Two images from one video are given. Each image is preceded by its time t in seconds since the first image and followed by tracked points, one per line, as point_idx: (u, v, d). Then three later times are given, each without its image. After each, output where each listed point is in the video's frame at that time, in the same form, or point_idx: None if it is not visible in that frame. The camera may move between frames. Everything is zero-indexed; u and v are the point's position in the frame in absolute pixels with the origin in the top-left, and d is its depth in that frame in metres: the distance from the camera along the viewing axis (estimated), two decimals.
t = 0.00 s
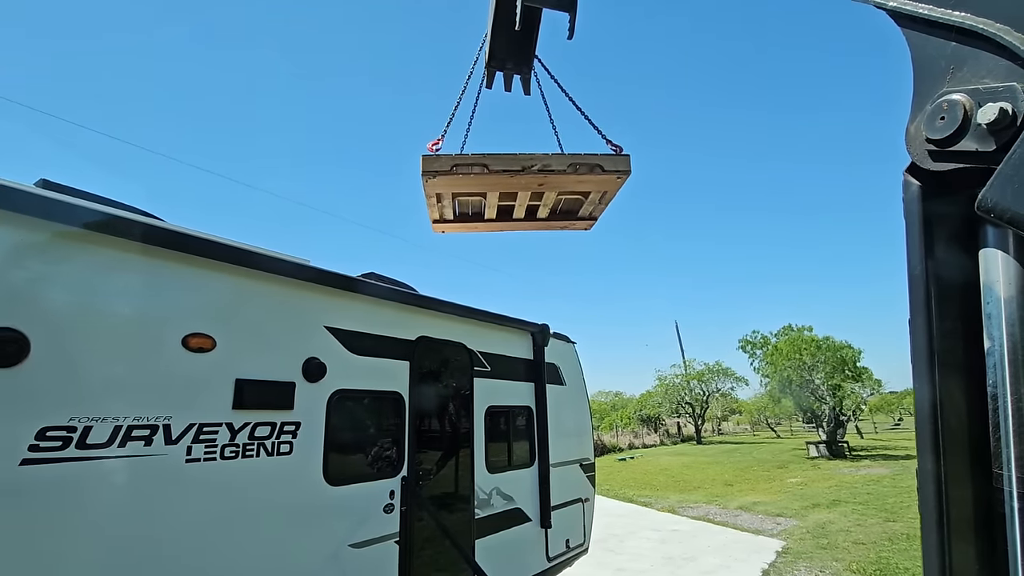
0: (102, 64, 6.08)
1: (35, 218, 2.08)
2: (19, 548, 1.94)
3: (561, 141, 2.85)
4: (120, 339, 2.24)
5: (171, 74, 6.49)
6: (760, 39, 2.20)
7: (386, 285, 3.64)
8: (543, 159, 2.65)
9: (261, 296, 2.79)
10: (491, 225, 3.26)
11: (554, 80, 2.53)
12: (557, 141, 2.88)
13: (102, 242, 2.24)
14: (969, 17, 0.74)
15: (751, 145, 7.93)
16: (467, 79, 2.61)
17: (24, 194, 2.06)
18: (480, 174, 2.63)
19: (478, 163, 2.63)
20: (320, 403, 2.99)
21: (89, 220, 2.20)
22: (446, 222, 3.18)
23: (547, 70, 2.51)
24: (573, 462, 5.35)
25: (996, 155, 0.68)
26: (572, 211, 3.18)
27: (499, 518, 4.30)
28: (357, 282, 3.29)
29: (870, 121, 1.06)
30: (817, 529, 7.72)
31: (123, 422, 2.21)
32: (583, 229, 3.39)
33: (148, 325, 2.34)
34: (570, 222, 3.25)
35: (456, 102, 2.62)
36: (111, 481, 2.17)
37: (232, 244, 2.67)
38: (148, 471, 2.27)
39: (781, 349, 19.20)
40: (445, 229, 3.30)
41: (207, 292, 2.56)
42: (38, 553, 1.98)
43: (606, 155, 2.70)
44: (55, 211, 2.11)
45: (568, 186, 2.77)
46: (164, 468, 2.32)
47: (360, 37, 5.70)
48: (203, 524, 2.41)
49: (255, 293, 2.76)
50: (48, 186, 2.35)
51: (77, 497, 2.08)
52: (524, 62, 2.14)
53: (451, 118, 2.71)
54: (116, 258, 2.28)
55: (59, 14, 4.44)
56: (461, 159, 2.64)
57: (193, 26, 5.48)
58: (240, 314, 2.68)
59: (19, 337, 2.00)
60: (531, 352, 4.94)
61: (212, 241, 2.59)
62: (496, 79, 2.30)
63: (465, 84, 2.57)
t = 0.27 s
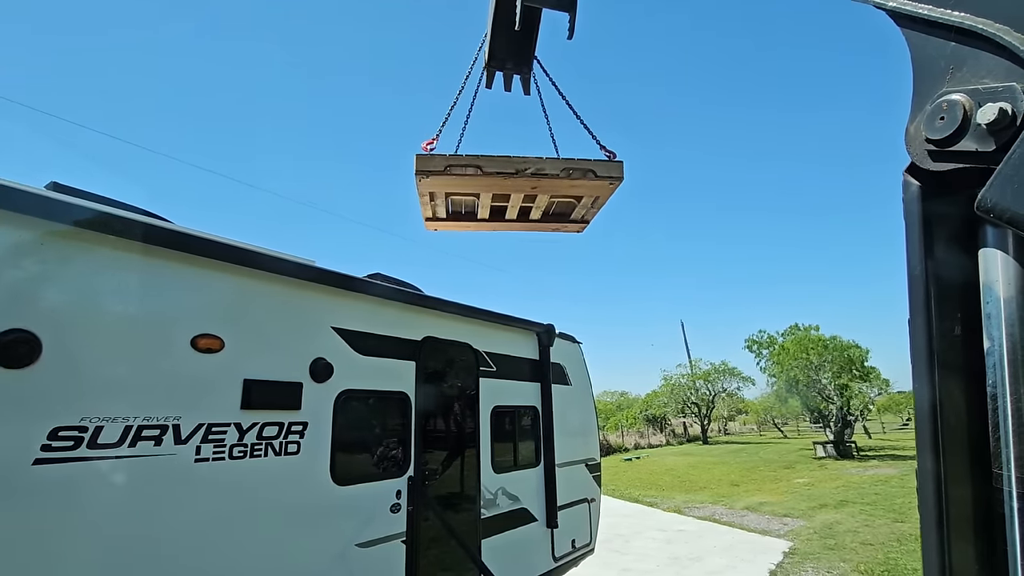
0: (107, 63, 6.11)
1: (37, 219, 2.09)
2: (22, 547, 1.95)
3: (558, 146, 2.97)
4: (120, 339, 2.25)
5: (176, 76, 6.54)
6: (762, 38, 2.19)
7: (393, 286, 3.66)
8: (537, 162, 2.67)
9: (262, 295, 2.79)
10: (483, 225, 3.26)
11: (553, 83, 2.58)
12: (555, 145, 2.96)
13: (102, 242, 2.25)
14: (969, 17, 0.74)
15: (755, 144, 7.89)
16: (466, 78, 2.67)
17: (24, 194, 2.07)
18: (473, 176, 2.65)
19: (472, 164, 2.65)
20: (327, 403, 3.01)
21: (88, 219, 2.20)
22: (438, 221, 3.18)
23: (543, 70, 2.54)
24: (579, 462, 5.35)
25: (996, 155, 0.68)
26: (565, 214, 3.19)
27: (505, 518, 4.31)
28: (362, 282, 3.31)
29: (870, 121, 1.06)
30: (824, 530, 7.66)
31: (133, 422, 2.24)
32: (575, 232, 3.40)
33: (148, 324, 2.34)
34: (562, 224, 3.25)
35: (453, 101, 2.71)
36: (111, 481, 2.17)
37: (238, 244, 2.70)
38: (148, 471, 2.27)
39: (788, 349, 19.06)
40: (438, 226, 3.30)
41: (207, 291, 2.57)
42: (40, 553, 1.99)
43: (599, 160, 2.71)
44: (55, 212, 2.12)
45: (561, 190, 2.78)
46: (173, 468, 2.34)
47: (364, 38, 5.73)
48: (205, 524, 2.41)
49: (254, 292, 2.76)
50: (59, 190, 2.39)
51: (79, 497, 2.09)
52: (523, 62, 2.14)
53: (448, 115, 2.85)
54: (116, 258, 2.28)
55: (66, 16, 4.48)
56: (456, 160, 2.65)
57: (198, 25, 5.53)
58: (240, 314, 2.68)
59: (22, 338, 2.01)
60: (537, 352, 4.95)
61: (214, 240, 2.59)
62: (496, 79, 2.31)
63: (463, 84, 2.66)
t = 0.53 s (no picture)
0: (112, 62, 6.16)
1: (37, 219, 2.09)
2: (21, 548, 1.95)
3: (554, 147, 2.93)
4: (119, 340, 2.24)
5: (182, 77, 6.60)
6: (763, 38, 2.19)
7: (399, 286, 3.68)
8: (531, 162, 2.68)
9: (262, 296, 2.77)
10: (476, 224, 3.27)
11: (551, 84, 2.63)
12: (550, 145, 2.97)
13: (101, 243, 2.24)
14: (969, 17, 0.74)
15: (760, 143, 7.86)
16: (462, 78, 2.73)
17: (23, 194, 2.06)
18: (466, 174, 2.65)
19: (465, 163, 2.65)
20: (334, 403, 3.04)
21: (88, 219, 2.20)
22: (431, 218, 3.19)
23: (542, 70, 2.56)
24: (585, 462, 5.35)
25: (995, 155, 0.68)
26: (558, 216, 3.21)
27: (511, 518, 4.32)
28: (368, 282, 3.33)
29: (871, 120, 1.06)
30: (832, 531, 7.61)
31: (143, 423, 2.27)
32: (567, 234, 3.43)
33: (147, 325, 2.33)
34: (555, 225, 3.28)
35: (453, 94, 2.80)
36: (110, 482, 2.17)
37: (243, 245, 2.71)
38: (146, 471, 2.27)
39: (795, 349, 18.94)
40: (430, 224, 3.31)
41: (206, 291, 2.55)
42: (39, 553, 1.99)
43: (592, 162, 2.74)
44: (55, 212, 2.12)
45: (554, 191, 2.80)
46: (181, 468, 2.37)
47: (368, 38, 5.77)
48: (212, 523, 2.44)
49: (254, 292, 2.74)
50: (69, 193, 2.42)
51: (79, 498, 2.09)
52: (522, 62, 2.15)
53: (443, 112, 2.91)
54: (115, 258, 2.27)
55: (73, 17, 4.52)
56: (449, 158, 2.64)
57: (202, 26, 5.57)
58: (240, 315, 2.66)
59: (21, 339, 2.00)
60: (542, 352, 4.95)
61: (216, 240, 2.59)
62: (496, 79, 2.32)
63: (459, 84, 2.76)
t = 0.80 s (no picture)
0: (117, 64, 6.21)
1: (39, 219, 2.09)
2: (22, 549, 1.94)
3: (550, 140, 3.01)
4: (119, 340, 2.23)
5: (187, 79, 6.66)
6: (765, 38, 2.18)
7: (406, 287, 3.70)
8: (527, 159, 2.69)
9: (261, 296, 2.77)
10: (472, 223, 3.29)
11: (551, 84, 2.66)
12: (545, 139, 3.00)
13: (101, 243, 2.24)
14: (967, 18, 0.74)
15: (764, 142, 7.83)
16: (462, 73, 2.75)
17: (23, 193, 2.06)
18: (462, 169, 2.65)
19: (462, 158, 2.65)
20: (341, 404, 3.06)
21: (89, 220, 2.20)
22: (427, 216, 3.21)
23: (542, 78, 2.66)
24: (592, 462, 5.35)
25: (994, 155, 0.68)
26: (555, 216, 3.25)
27: (518, 518, 4.33)
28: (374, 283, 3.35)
29: (872, 119, 1.06)
30: (840, 531, 7.54)
31: (154, 422, 2.30)
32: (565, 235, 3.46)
33: (147, 326, 2.32)
34: (553, 226, 3.31)
35: (453, 87, 2.84)
36: (110, 483, 2.16)
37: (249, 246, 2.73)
38: (146, 471, 2.26)
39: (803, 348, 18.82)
40: (427, 223, 3.33)
41: (205, 291, 2.54)
42: (41, 555, 1.98)
43: (590, 160, 2.74)
44: (55, 212, 2.12)
45: (551, 189, 2.81)
46: (192, 468, 2.39)
47: (371, 39, 5.79)
48: (222, 523, 2.46)
49: (251, 292, 2.73)
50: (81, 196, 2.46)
51: (80, 498, 2.08)
52: (522, 61, 2.16)
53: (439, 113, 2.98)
54: (115, 258, 2.27)
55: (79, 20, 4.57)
56: (445, 153, 2.63)
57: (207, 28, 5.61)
58: (239, 315, 2.66)
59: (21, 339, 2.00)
60: (548, 352, 4.96)
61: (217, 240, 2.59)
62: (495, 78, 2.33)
63: (459, 79, 2.79)
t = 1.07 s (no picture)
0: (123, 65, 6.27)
1: (40, 220, 2.11)
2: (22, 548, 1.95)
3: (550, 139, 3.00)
4: (119, 340, 2.24)
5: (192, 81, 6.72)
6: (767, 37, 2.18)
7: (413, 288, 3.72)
8: (530, 154, 2.69)
9: (262, 295, 2.77)
10: (473, 224, 3.32)
11: (552, 83, 2.66)
12: (545, 136, 2.99)
13: (101, 243, 2.26)
14: (967, 18, 0.74)
15: (769, 141, 7.79)
16: (463, 71, 2.76)
17: (24, 193, 2.08)
18: (465, 165, 2.66)
19: (465, 154, 2.66)
20: (348, 404, 3.09)
21: (89, 219, 2.22)
22: (428, 216, 3.23)
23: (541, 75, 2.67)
24: (598, 462, 5.34)
25: (994, 156, 0.68)
26: (557, 215, 3.28)
27: (525, 518, 4.33)
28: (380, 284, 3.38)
29: (872, 119, 1.06)
30: (849, 532, 7.49)
31: (165, 422, 2.33)
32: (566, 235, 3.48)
33: (146, 325, 2.33)
34: (554, 226, 3.34)
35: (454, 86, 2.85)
36: (109, 482, 2.16)
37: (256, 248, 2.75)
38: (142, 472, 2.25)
39: (811, 348, 18.70)
40: (426, 223, 3.35)
41: (213, 292, 2.57)
42: (40, 555, 1.98)
43: (593, 155, 2.74)
44: (55, 212, 2.13)
45: (554, 185, 2.81)
46: (202, 468, 2.42)
47: (375, 40, 5.82)
48: (232, 522, 2.49)
49: (249, 291, 2.72)
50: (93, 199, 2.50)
51: (79, 498, 2.08)
52: (522, 62, 2.17)
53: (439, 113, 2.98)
54: (115, 258, 2.28)
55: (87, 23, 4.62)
56: (447, 148, 2.66)
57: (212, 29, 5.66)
58: (238, 314, 2.66)
59: (21, 339, 2.01)
60: (555, 352, 4.96)
61: (217, 239, 2.59)
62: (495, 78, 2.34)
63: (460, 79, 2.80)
